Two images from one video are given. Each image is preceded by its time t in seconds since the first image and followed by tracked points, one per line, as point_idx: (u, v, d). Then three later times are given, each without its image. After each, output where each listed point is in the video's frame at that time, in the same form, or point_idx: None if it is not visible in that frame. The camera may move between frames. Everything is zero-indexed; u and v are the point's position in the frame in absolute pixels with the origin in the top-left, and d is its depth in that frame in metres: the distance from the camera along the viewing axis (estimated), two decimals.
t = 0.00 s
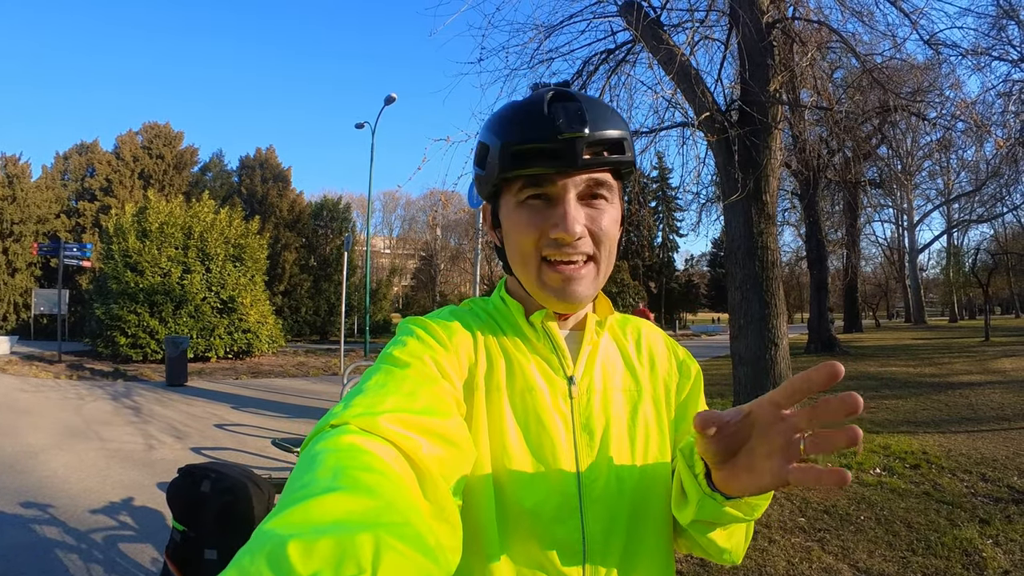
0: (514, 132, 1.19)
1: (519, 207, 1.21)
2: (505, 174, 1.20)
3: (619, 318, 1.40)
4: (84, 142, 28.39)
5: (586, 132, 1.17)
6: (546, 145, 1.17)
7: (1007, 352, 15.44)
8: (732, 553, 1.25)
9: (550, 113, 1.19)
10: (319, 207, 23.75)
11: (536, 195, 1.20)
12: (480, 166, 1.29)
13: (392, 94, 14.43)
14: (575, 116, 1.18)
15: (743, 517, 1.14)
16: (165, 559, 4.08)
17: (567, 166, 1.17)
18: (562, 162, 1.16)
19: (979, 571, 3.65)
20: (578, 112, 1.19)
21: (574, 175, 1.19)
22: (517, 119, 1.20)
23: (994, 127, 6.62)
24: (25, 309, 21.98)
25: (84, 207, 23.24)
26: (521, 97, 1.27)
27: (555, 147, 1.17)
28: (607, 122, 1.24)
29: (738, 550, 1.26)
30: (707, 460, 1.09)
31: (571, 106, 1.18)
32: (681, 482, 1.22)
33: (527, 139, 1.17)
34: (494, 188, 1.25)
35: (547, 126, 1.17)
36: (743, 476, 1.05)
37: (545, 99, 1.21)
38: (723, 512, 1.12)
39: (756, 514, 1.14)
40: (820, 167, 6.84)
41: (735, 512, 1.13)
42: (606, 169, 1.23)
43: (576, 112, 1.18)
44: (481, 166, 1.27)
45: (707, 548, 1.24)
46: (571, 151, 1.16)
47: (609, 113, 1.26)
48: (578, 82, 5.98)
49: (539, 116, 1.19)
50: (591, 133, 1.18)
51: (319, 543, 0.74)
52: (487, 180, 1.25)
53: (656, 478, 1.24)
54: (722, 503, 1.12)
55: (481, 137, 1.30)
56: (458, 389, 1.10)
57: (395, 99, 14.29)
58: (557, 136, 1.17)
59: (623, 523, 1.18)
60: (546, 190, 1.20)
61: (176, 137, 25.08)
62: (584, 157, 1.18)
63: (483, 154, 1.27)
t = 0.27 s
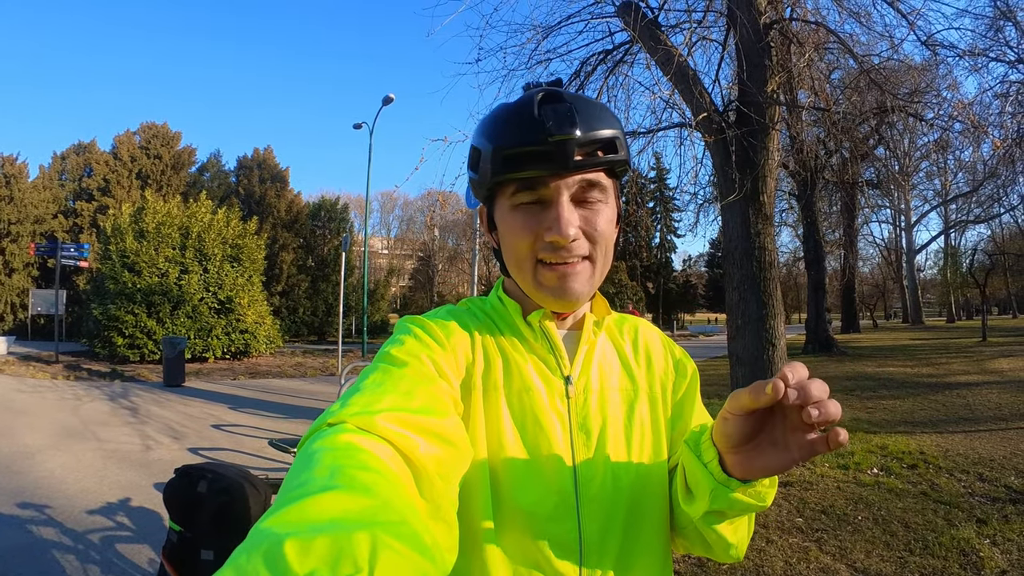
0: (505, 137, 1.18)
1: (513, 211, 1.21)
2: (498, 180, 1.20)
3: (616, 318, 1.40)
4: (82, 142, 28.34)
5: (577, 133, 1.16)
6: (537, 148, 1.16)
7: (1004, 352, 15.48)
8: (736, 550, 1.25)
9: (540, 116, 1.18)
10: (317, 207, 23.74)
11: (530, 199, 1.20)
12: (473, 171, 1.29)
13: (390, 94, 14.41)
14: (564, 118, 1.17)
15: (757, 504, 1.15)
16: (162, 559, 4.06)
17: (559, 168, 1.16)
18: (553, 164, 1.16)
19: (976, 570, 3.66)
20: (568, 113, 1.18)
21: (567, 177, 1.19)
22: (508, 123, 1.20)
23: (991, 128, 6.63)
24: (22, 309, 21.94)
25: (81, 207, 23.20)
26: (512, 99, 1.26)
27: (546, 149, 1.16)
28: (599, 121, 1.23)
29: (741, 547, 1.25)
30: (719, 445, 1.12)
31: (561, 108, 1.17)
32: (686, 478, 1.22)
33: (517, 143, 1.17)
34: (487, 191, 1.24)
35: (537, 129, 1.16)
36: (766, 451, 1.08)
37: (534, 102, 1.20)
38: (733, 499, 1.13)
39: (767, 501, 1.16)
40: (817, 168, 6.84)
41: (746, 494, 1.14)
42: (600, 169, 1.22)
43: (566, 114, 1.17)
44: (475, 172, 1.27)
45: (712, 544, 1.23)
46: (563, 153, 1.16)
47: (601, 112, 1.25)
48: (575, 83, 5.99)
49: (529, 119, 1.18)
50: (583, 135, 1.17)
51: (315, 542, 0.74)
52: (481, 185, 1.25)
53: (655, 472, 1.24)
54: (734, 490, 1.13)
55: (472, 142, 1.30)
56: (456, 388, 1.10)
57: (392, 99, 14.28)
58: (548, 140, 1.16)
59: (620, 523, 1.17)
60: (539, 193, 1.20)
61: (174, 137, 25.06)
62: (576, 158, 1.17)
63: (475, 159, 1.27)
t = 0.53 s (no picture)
0: (476, 148, 1.19)
1: (497, 219, 1.21)
2: (476, 191, 1.20)
3: (610, 316, 1.40)
4: (79, 142, 28.28)
5: (547, 134, 1.15)
6: (508, 155, 1.16)
7: (1001, 352, 15.52)
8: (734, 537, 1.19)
9: (508, 122, 1.18)
10: (315, 208, 23.72)
11: (510, 206, 1.20)
12: (455, 186, 1.30)
13: (388, 95, 14.39)
14: (532, 121, 1.16)
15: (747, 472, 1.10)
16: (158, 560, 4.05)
17: (534, 172, 1.16)
18: (529, 168, 1.15)
19: (973, 570, 3.66)
20: (534, 116, 1.17)
21: (545, 179, 1.18)
22: (478, 135, 1.20)
23: (987, 129, 6.64)
24: (19, 309, 21.89)
25: (79, 206, 23.16)
26: (481, 107, 1.26)
27: (519, 155, 1.15)
28: (570, 119, 1.22)
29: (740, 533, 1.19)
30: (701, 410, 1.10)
31: (526, 111, 1.17)
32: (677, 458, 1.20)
33: (489, 153, 1.17)
34: (471, 202, 1.25)
35: (506, 136, 1.16)
36: (748, 414, 1.05)
37: (501, 108, 1.20)
38: (719, 467, 1.09)
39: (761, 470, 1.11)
40: (814, 169, 6.86)
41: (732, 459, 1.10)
42: (578, 166, 1.21)
43: (532, 116, 1.16)
44: (457, 187, 1.28)
45: (707, 530, 1.17)
46: (537, 156, 1.15)
47: (572, 108, 1.24)
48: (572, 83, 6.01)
49: (498, 127, 1.18)
50: (554, 135, 1.17)
51: (310, 540, 0.73)
52: (463, 197, 1.26)
53: (648, 464, 1.23)
54: (719, 457, 1.10)
55: (449, 154, 1.30)
56: (451, 386, 1.10)
57: (390, 99, 14.26)
58: (518, 146, 1.15)
59: (615, 518, 1.16)
60: (519, 199, 1.19)
61: (171, 137, 25.02)
62: (552, 159, 1.17)
63: (454, 173, 1.28)
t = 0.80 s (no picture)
0: (466, 149, 1.19)
1: (487, 220, 1.21)
2: (467, 193, 1.20)
3: (606, 315, 1.41)
4: (76, 141, 28.20)
5: (536, 136, 1.15)
6: (497, 156, 1.16)
7: (998, 352, 15.55)
8: (732, 511, 1.17)
9: (496, 123, 1.17)
10: (312, 207, 23.69)
11: (501, 208, 1.20)
12: (448, 185, 1.30)
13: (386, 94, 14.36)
14: (519, 121, 1.15)
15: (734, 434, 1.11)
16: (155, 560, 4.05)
17: (524, 172, 1.16)
18: (519, 170, 1.15)
19: (970, 569, 3.67)
20: (521, 117, 1.16)
21: (536, 179, 1.17)
22: (468, 137, 1.20)
23: (984, 130, 6.65)
24: (16, 309, 21.85)
25: (76, 206, 23.09)
26: (472, 108, 1.26)
27: (508, 157, 1.15)
28: (558, 118, 1.21)
29: (737, 506, 1.16)
30: (679, 376, 1.14)
31: (514, 112, 1.16)
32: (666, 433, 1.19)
33: (477, 154, 1.17)
34: (462, 204, 1.26)
35: (494, 137, 1.16)
36: (726, 372, 1.10)
37: (490, 109, 1.20)
38: (702, 429, 1.10)
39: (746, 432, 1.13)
40: (812, 168, 6.87)
41: (716, 422, 1.11)
42: (569, 165, 1.21)
43: (520, 117, 1.15)
44: (449, 189, 1.28)
45: (703, 509, 1.15)
46: (526, 157, 1.15)
47: (563, 107, 1.24)
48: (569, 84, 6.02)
49: (486, 128, 1.17)
50: (543, 136, 1.16)
51: (309, 539, 0.73)
52: (454, 198, 1.27)
53: (644, 454, 1.22)
54: (702, 419, 1.11)
55: (440, 154, 1.30)
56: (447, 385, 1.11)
57: (388, 99, 14.22)
58: (507, 148, 1.15)
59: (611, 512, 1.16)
60: (510, 201, 1.19)
61: (169, 137, 24.96)
62: (541, 160, 1.17)
63: (444, 173, 1.28)
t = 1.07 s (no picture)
0: (463, 149, 1.19)
1: (485, 220, 1.21)
2: (464, 193, 1.21)
3: (605, 312, 1.41)
4: (74, 141, 28.16)
5: (532, 136, 1.16)
6: (494, 156, 1.16)
7: (995, 352, 15.57)
8: (734, 495, 1.16)
9: (492, 123, 1.18)
10: (311, 207, 23.66)
11: (498, 207, 1.20)
12: (445, 187, 1.30)
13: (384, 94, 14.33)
14: (515, 121, 1.16)
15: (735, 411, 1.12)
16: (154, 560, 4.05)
17: (521, 171, 1.16)
18: (517, 169, 1.15)
19: (967, 568, 3.68)
20: (517, 116, 1.17)
21: (532, 179, 1.18)
22: (466, 137, 1.20)
23: (983, 131, 6.66)
24: (13, 309, 21.82)
25: (73, 206, 23.06)
26: (469, 107, 1.27)
27: (505, 157, 1.16)
28: (555, 117, 1.22)
29: (739, 490, 1.16)
30: (676, 358, 1.15)
31: (511, 111, 1.16)
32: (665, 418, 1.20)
33: (474, 154, 1.18)
34: (460, 204, 1.26)
35: (490, 138, 1.17)
36: (722, 351, 1.11)
37: (486, 109, 1.20)
38: (702, 407, 1.11)
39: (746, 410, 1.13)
40: (810, 168, 6.88)
41: (715, 400, 1.12)
42: (565, 166, 1.21)
43: (516, 117, 1.16)
44: (447, 188, 1.28)
45: (705, 493, 1.14)
46: (523, 157, 1.16)
47: (560, 106, 1.25)
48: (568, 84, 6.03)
49: (483, 129, 1.18)
50: (539, 136, 1.17)
51: (308, 538, 0.74)
52: (452, 198, 1.27)
53: (645, 446, 1.23)
54: (700, 399, 1.12)
55: (437, 155, 1.31)
56: (447, 384, 1.11)
57: (386, 99, 14.21)
58: (504, 147, 1.16)
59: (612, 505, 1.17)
60: (507, 200, 1.20)
61: (167, 136, 24.94)
62: (537, 159, 1.17)
63: (442, 174, 1.28)
